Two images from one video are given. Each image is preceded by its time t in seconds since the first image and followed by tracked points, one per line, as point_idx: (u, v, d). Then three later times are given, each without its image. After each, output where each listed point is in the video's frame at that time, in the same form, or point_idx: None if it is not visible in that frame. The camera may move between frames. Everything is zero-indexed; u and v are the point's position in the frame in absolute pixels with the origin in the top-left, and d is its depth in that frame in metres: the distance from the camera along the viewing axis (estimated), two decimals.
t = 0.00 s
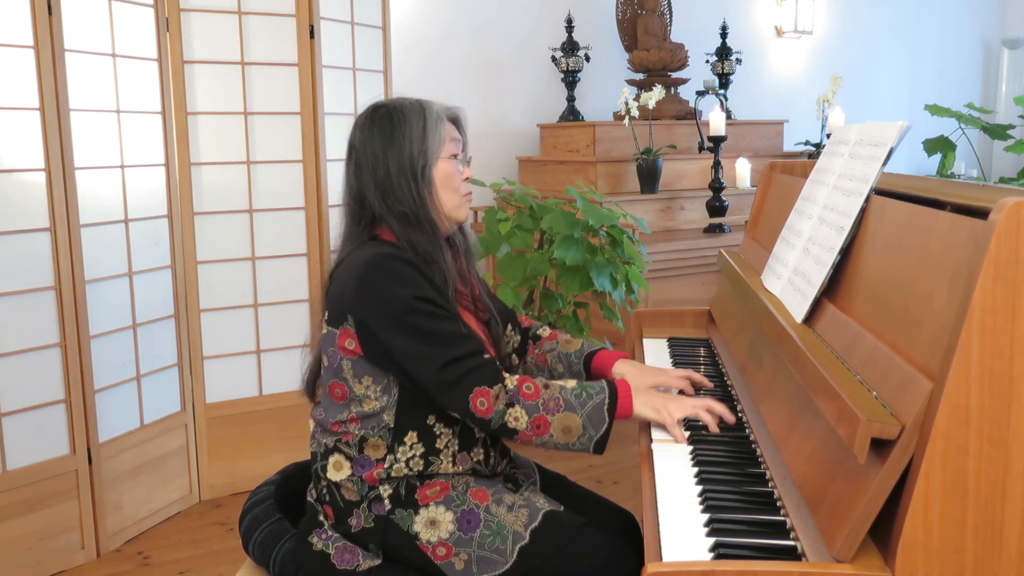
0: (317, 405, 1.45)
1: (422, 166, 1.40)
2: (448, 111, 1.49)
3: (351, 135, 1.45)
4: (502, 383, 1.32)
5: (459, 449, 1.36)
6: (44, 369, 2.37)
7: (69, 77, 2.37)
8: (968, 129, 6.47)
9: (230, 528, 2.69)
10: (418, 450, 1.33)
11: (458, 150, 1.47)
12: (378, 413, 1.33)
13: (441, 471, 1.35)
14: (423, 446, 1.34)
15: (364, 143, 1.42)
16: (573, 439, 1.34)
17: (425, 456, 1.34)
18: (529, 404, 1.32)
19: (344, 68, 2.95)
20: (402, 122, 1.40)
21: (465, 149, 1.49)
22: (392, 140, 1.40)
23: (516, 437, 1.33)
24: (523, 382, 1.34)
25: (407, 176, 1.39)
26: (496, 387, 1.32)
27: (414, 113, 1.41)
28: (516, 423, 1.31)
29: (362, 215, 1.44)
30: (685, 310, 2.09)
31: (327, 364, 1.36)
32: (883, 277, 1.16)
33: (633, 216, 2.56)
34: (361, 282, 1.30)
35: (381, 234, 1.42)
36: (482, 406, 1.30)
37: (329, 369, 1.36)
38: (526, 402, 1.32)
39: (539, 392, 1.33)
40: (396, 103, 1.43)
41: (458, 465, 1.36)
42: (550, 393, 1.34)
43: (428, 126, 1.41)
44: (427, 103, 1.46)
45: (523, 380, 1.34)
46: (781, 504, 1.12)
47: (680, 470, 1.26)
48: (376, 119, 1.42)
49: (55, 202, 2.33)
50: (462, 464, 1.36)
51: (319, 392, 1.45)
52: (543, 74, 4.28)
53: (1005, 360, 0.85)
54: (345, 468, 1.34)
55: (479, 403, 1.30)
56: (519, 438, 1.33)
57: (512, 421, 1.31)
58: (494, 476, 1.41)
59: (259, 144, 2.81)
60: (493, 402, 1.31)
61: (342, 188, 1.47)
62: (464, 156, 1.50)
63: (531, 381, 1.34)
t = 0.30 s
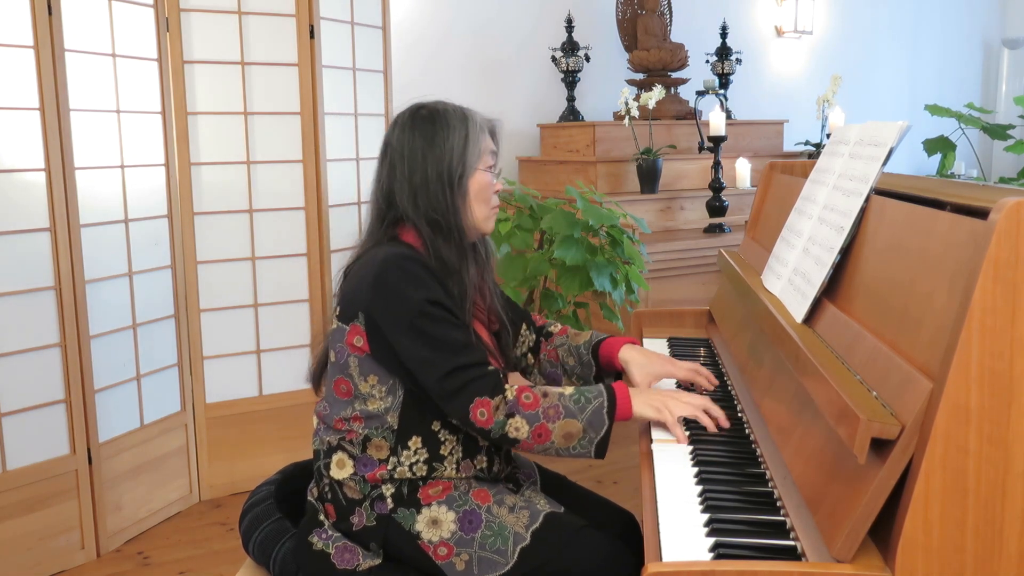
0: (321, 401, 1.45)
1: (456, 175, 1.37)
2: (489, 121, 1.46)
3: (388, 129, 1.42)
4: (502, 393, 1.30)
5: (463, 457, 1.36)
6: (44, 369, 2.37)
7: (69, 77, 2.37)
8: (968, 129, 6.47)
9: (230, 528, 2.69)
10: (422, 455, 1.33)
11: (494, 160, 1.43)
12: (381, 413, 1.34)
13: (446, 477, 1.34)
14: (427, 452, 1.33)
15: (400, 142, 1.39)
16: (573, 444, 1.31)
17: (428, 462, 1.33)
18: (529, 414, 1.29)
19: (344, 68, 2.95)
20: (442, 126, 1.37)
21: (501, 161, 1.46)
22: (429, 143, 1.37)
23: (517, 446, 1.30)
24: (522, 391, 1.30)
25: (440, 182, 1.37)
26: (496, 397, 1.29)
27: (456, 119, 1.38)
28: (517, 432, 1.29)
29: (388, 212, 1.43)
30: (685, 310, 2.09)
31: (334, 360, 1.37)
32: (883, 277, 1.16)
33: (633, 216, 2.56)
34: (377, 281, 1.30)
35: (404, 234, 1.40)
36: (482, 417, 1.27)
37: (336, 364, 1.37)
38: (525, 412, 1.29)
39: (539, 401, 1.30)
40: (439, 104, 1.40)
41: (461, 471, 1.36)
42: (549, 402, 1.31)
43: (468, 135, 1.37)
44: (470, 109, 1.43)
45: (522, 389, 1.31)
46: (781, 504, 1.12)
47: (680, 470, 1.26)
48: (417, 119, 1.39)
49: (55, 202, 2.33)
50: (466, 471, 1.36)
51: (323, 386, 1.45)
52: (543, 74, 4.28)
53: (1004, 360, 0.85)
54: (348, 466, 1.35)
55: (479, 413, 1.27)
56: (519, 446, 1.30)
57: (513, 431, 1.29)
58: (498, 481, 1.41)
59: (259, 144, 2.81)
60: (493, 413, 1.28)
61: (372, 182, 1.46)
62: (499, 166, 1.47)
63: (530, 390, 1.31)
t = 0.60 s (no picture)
0: (324, 400, 1.45)
1: (476, 183, 1.37)
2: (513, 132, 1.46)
3: (412, 131, 1.42)
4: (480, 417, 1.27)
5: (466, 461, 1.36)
6: (44, 369, 2.37)
7: (69, 77, 2.37)
8: (968, 129, 6.47)
9: (230, 528, 2.69)
10: (423, 460, 1.33)
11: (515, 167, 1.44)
12: (382, 419, 1.33)
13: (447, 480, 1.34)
14: (428, 458, 1.33)
15: (422, 146, 1.39)
16: (553, 461, 1.29)
17: (429, 468, 1.33)
18: (506, 436, 1.27)
19: (344, 68, 2.95)
20: (468, 133, 1.37)
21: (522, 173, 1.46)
22: (452, 149, 1.37)
23: (497, 468, 1.28)
24: (498, 413, 1.28)
25: (460, 190, 1.37)
26: (477, 422, 1.26)
27: (481, 127, 1.38)
28: (496, 456, 1.27)
29: (406, 215, 1.42)
30: (685, 310, 2.09)
31: (338, 361, 1.37)
32: (883, 278, 1.16)
33: (633, 216, 2.56)
34: (387, 286, 1.29)
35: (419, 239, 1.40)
36: (462, 442, 1.25)
37: (339, 365, 1.37)
38: (502, 435, 1.27)
39: (515, 422, 1.28)
40: (463, 110, 1.40)
41: (462, 474, 1.35)
42: (525, 421, 1.29)
43: (492, 142, 1.38)
44: (495, 118, 1.42)
45: (499, 411, 1.29)
46: (781, 504, 1.13)
47: (680, 470, 1.26)
48: (441, 124, 1.38)
49: (55, 202, 2.33)
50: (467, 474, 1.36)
51: (326, 385, 1.45)
52: (543, 74, 4.28)
53: (1004, 359, 0.85)
54: (349, 467, 1.35)
55: (459, 438, 1.25)
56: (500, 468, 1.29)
57: (491, 454, 1.27)
58: (500, 484, 1.40)
59: (259, 144, 2.81)
60: (473, 438, 1.26)
61: (392, 182, 1.46)
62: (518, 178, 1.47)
63: (506, 411, 1.29)
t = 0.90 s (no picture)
0: (322, 401, 1.45)
1: (474, 184, 1.37)
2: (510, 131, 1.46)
3: (409, 133, 1.42)
4: (476, 424, 1.27)
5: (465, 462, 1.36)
6: (44, 369, 2.37)
7: (69, 77, 2.37)
8: (968, 129, 6.47)
9: (230, 528, 2.69)
10: (422, 462, 1.33)
11: (513, 166, 1.44)
12: (380, 422, 1.33)
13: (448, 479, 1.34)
14: (426, 460, 1.33)
15: (420, 148, 1.39)
16: (550, 467, 1.29)
17: (428, 470, 1.33)
18: (501, 443, 1.27)
19: (344, 68, 2.95)
20: (465, 134, 1.37)
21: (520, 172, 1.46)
22: (450, 150, 1.37)
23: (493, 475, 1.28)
24: (493, 419, 1.28)
25: (459, 191, 1.36)
26: (472, 429, 1.26)
27: (479, 127, 1.38)
28: (491, 462, 1.27)
29: (405, 219, 1.42)
30: (685, 311, 2.09)
31: (337, 364, 1.36)
32: (883, 278, 1.16)
33: (633, 216, 2.56)
34: (385, 289, 1.28)
35: (418, 241, 1.39)
36: (457, 448, 1.25)
37: (338, 369, 1.36)
38: (497, 441, 1.27)
39: (510, 428, 1.28)
40: (460, 110, 1.40)
41: (461, 476, 1.35)
42: (520, 427, 1.28)
43: (489, 142, 1.38)
44: (491, 117, 1.42)
45: (494, 417, 1.28)
46: (781, 504, 1.12)
47: (680, 470, 1.26)
48: (438, 125, 1.38)
49: (55, 202, 2.33)
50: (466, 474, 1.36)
51: (325, 388, 1.45)
52: (544, 74, 4.28)
53: (1005, 359, 0.85)
54: (348, 468, 1.35)
55: (455, 445, 1.25)
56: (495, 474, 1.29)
57: (487, 460, 1.26)
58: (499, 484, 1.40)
59: (259, 144, 2.81)
60: (468, 444, 1.25)
61: (390, 185, 1.45)
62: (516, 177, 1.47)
63: (501, 418, 1.28)
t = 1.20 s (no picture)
0: (321, 402, 1.45)
1: (468, 186, 1.36)
2: (503, 128, 1.45)
3: (402, 135, 1.41)
4: (467, 425, 1.25)
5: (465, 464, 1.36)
6: (44, 369, 2.37)
7: (69, 78, 2.37)
8: (968, 129, 6.47)
9: (230, 528, 2.69)
10: (421, 464, 1.34)
11: (509, 166, 1.44)
12: (378, 426, 1.33)
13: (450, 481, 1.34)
14: (425, 463, 1.33)
15: (414, 151, 1.38)
16: (546, 463, 1.27)
17: (428, 472, 1.34)
18: (494, 443, 1.25)
19: (345, 68, 2.95)
20: (458, 135, 1.36)
21: (515, 171, 1.46)
22: (443, 152, 1.36)
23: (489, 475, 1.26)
24: (486, 420, 1.26)
25: (453, 193, 1.36)
26: (465, 432, 1.25)
27: (471, 127, 1.37)
28: (485, 463, 1.25)
29: (400, 222, 1.42)
30: (685, 310, 2.09)
31: (335, 367, 1.37)
32: (884, 278, 1.16)
33: (633, 216, 2.56)
34: (380, 293, 1.28)
35: (414, 244, 1.39)
36: (451, 451, 1.24)
37: (336, 372, 1.36)
38: (491, 442, 1.25)
39: (503, 429, 1.25)
40: (453, 111, 1.39)
41: (461, 478, 1.36)
42: (513, 426, 1.26)
43: (483, 143, 1.37)
44: (483, 115, 1.41)
45: (486, 417, 1.26)
46: (781, 504, 1.12)
47: (680, 470, 1.26)
48: (430, 127, 1.37)
49: (55, 202, 2.33)
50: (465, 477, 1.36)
51: (324, 390, 1.45)
52: (544, 74, 4.28)
53: (1004, 359, 0.85)
54: (348, 469, 1.35)
55: (448, 448, 1.24)
56: (491, 474, 1.27)
57: (482, 462, 1.25)
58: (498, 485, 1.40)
59: (260, 145, 2.81)
60: (461, 447, 1.24)
61: (385, 188, 1.45)
62: (512, 176, 1.47)
63: (493, 418, 1.26)
